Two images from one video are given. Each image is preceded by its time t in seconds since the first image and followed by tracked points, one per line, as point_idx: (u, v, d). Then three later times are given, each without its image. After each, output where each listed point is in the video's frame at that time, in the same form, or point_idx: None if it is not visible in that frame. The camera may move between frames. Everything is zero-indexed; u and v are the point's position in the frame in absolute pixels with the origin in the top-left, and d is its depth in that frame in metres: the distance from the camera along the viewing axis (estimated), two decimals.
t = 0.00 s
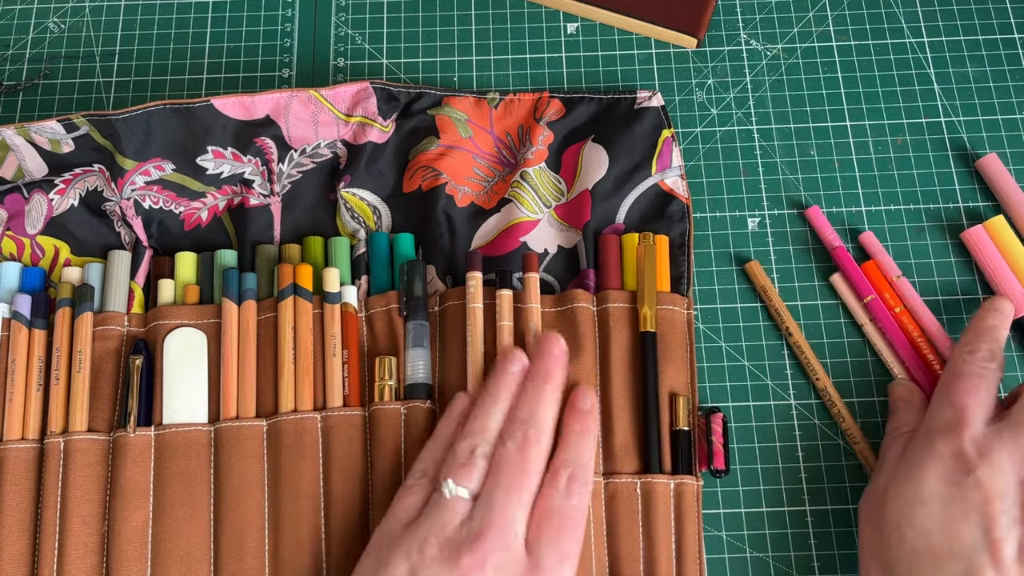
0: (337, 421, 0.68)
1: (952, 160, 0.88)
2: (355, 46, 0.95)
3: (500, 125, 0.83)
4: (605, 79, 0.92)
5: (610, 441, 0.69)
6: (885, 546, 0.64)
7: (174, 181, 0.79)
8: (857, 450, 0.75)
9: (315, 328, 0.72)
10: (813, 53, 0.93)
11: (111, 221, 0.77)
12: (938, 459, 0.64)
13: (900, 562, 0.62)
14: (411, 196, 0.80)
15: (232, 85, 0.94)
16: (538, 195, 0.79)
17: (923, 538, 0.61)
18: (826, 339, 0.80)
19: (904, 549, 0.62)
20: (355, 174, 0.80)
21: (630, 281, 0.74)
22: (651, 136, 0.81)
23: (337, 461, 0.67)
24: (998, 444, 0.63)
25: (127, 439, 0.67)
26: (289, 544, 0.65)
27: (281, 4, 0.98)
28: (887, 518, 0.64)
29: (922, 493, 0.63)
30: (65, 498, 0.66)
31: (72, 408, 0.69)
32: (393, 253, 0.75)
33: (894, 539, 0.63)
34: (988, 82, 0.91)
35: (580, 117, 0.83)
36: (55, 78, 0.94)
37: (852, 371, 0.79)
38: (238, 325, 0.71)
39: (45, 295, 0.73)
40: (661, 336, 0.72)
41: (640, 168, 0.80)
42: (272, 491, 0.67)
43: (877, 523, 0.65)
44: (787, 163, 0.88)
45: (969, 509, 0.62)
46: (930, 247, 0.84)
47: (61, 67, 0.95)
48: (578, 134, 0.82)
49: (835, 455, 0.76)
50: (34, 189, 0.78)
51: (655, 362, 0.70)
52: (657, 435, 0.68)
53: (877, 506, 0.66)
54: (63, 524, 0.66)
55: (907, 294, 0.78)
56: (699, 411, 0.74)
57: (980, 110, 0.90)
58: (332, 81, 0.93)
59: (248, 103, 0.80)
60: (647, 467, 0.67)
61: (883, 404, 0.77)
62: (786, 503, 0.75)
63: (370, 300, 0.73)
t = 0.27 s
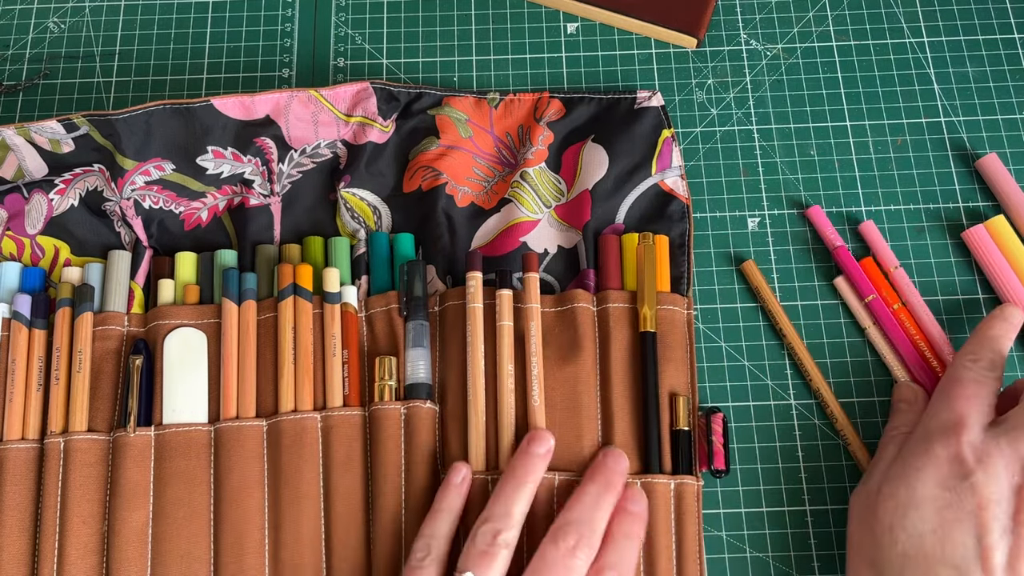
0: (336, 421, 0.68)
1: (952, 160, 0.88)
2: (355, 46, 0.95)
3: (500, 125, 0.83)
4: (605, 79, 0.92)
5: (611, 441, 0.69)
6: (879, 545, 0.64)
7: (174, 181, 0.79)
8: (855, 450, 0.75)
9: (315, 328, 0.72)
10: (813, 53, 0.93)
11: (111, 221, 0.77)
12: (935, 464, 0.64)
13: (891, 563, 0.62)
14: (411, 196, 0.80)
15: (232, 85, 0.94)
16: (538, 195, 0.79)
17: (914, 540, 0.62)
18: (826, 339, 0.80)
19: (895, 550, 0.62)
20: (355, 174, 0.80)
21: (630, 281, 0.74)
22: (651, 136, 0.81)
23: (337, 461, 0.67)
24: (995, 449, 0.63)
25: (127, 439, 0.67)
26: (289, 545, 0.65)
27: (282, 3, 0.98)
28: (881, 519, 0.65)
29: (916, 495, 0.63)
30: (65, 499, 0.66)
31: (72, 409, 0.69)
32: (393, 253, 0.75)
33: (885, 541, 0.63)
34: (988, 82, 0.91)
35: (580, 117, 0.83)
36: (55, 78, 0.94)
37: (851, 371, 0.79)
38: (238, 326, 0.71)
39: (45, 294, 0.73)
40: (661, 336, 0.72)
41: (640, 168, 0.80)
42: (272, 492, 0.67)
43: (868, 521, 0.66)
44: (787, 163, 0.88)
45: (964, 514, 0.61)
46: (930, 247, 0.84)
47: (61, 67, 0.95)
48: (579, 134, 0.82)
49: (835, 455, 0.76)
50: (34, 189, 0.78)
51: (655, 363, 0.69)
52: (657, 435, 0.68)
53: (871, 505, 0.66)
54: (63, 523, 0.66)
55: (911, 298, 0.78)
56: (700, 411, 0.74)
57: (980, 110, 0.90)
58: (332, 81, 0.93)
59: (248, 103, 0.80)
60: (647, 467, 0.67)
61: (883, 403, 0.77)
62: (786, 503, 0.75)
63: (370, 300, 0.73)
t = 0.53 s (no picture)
0: (337, 421, 0.68)
1: (952, 160, 0.88)
2: (355, 46, 0.95)
3: (500, 125, 0.83)
4: (605, 79, 0.92)
5: (610, 441, 0.69)
6: (885, 547, 0.64)
7: (174, 181, 0.79)
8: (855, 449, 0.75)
9: (315, 328, 0.72)
10: (813, 53, 0.93)
11: (111, 221, 0.77)
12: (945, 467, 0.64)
13: (899, 565, 0.62)
14: (411, 196, 0.80)
15: (232, 85, 0.94)
16: (538, 195, 0.79)
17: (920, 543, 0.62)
18: (826, 339, 0.80)
19: (903, 554, 0.62)
20: (355, 173, 0.80)
21: (630, 281, 0.74)
22: (650, 136, 0.81)
23: (337, 461, 0.67)
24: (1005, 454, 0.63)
25: (127, 439, 0.67)
26: (289, 545, 0.65)
27: (281, 4, 0.98)
28: (889, 522, 0.64)
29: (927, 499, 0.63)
30: (65, 499, 0.66)
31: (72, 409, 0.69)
32: (393, 253, 0.75)
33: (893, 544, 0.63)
34: (988, 82, 0.91)
35: (581, 117, 0.83)
36: (55, 78, 0.94)
37: (851, 371, 0.79)
38: (238, 326, 0.71)
39: (45, 294, 0.73)
40: (661, 336, 0.72)
41: (639, 168, 0.80)
42: (272, 492, 0.67)
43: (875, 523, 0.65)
44: (787, 163, 0.88)
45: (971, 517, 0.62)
46: (930, 247, 0.84)
47: (61, 67, 0.95)
48: (579, 134, 0.82)
49: (835, 455, 0.76)
50: (34, 189, 0.78)
51: (655, 363, 0.69)
52: (657, 435, 0.68)
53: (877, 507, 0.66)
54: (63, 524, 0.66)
55: (921, 298, 0.78)
56: (699, 410, 0.74)
57: (980, 110, 0.90)
58: (332, 81, 0.93)
59: (248, 103, 0.80)
60: (647, 467, 0.67)
61: (883, 404, 0.77)
62: (786, 503, 0.75)
63: (370, 300, 0.73)
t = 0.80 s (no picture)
0: (336, 421, 0.68)
1: (952, 160, 0.88)
2: (355, 46, 0.95)
3: (500, 125, 0.83)
4: (605, 79, 0.92)
5: (610, 441, 0.69)
6: (886, 553, 0.55)
7: (174, 181, 0.79)
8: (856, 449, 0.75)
9: (315, 327, 0.72)
10: (813, 53, 0.93)
11: (111, 221, 0.77)
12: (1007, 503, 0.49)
13: None
14: (411, 196, 0.80)
15: (232, 85, 0.94)
16: (538, 195, 0.79)
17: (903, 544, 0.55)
18: (826, 339, 0.80)
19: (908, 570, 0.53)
20: (355, 174, 0.80)
21: (630, 281, 0.74)
22: (651, 136, 0.81)
23: (337, 462, 0.67)
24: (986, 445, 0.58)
25: (127, 439, 0.67)
26: (289, 544, 0.65)
27: (281, 4, 0.98)
28: (895, 530, 0.55)
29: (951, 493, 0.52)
30: (65, 499, 0.66)
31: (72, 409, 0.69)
32: (393, 253, 0.75)
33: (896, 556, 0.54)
34: (988, 82, 0.91)
35: (581, 117, 0.83)
36: (55, 78, 0.94)
37: (852, 371, 0.79)
38: (238, 326, 0.71)
39: (45, 294, 0.73)
40: (661, 336, 0.72)
41: (639, 168, 0.80)
42: (272, 493, 0.67)
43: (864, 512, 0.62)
44: (787, 163, 0.88)
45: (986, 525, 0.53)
46: (931, 247, 0.84)
47: (61, 67, 0.95)
48: (579, 134, 0.82)
49: (835, 455, 0.76)
50: (34, 189, 0.78)
51: (655, 363, 0.69)
52: (657, 435, 0.68)
53: (877, 509, 0.58)
54: (64, 524, 0.66)
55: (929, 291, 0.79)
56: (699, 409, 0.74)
57: (980, 110, 0.90)
58: (332, 81, 0.93)
59: (248, 103, 0.80)
60: (646, 467, 0.67)
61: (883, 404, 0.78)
62: (786, 503, 0.75)
63: (370, 300, 0.73)
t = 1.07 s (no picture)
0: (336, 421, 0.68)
1: (952, 160, 0.88)
2: (355, 46, 0.95)
3: (500, 125, 0.83)
4: (605, 80, 0.92)
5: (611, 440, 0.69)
6: None
7: (174, 181, 0.79)
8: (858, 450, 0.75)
9: (315, 328, 0.72)
10: (813, 54, 0.93)
11: (111, 221, 0.78)
12: (591, 181, 0.55)
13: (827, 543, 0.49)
14: (411, 196, 0.80)
15: (232, 85, 0.94)
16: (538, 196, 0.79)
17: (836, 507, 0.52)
18: (826, 339, 0.81)
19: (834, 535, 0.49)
20: (355, 175, 0.80)
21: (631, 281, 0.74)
22: (651, 136, 0.81)
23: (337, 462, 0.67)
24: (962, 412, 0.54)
25: (127, 440, 0.68)
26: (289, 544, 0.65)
27: (282, 3, 0.98)
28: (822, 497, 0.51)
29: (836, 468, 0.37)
30: (65, 499, 0.66)
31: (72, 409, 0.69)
32: (393, 253, 0.75)
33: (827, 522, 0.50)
34: (988, 82, 0.91)
35: (582, 116, 0.83)
36: (55, 78, 0.94)
37: (851, 371, 0.80)
38: (238, 325, 0.71)
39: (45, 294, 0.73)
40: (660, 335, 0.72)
41: (640, 168, 0.80)
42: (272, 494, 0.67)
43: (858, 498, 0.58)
44: (787, 163, 0.88)
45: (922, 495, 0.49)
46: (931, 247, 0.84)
47: (61, 67, 0.95)
48: (579, 134, 0.82)
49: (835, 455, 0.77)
50: (35, 189, 0.78)
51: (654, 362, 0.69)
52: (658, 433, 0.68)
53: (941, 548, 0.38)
54: (63, 524, 0.66)
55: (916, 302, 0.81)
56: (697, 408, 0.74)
57: (980, 110, 0.90)
58: (332, 81, 0.94)
59: (248, 103, 0.80)
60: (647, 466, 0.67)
61: (882, 404, 0.79)
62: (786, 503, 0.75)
63: (370, 300, 0.73)
